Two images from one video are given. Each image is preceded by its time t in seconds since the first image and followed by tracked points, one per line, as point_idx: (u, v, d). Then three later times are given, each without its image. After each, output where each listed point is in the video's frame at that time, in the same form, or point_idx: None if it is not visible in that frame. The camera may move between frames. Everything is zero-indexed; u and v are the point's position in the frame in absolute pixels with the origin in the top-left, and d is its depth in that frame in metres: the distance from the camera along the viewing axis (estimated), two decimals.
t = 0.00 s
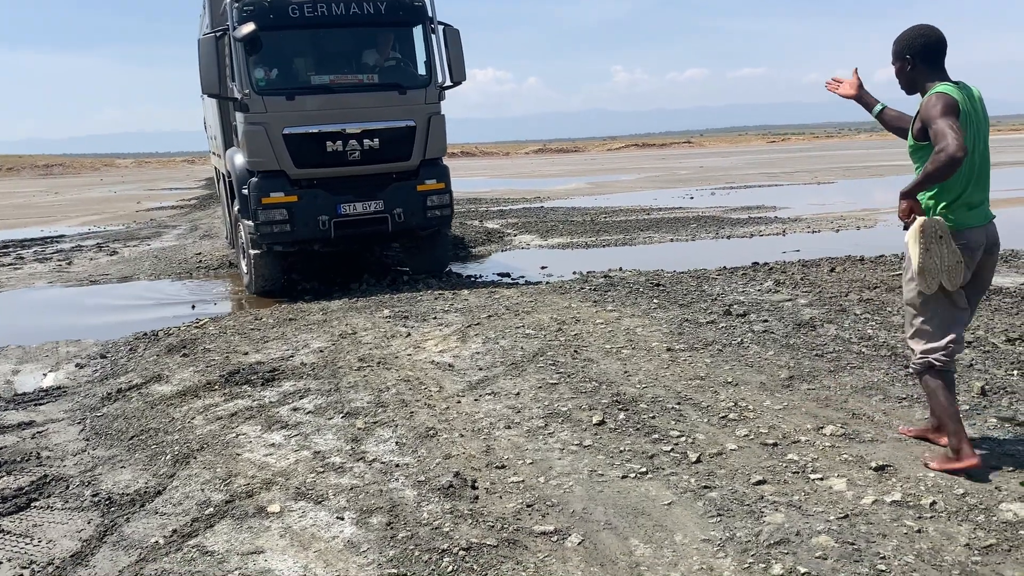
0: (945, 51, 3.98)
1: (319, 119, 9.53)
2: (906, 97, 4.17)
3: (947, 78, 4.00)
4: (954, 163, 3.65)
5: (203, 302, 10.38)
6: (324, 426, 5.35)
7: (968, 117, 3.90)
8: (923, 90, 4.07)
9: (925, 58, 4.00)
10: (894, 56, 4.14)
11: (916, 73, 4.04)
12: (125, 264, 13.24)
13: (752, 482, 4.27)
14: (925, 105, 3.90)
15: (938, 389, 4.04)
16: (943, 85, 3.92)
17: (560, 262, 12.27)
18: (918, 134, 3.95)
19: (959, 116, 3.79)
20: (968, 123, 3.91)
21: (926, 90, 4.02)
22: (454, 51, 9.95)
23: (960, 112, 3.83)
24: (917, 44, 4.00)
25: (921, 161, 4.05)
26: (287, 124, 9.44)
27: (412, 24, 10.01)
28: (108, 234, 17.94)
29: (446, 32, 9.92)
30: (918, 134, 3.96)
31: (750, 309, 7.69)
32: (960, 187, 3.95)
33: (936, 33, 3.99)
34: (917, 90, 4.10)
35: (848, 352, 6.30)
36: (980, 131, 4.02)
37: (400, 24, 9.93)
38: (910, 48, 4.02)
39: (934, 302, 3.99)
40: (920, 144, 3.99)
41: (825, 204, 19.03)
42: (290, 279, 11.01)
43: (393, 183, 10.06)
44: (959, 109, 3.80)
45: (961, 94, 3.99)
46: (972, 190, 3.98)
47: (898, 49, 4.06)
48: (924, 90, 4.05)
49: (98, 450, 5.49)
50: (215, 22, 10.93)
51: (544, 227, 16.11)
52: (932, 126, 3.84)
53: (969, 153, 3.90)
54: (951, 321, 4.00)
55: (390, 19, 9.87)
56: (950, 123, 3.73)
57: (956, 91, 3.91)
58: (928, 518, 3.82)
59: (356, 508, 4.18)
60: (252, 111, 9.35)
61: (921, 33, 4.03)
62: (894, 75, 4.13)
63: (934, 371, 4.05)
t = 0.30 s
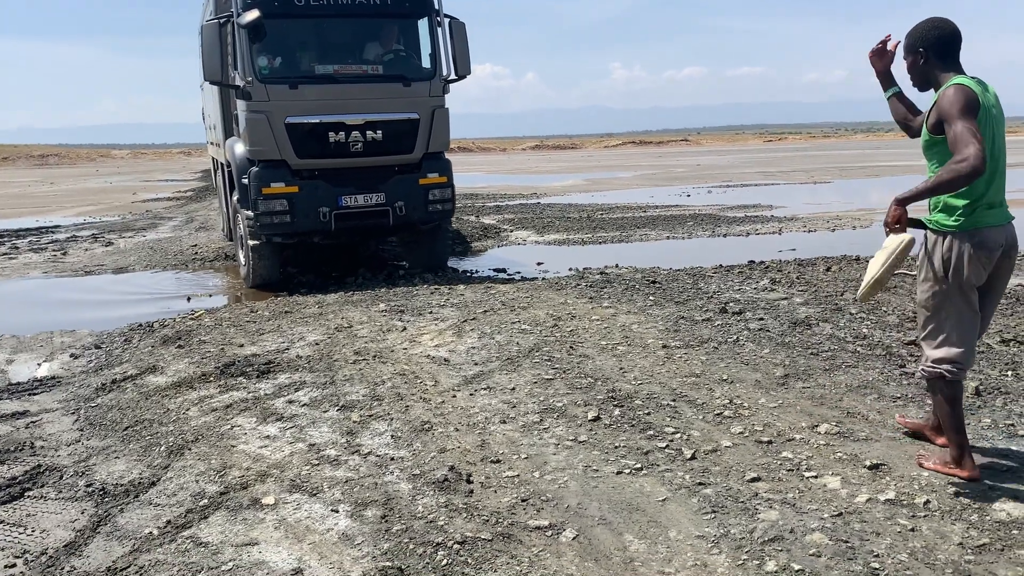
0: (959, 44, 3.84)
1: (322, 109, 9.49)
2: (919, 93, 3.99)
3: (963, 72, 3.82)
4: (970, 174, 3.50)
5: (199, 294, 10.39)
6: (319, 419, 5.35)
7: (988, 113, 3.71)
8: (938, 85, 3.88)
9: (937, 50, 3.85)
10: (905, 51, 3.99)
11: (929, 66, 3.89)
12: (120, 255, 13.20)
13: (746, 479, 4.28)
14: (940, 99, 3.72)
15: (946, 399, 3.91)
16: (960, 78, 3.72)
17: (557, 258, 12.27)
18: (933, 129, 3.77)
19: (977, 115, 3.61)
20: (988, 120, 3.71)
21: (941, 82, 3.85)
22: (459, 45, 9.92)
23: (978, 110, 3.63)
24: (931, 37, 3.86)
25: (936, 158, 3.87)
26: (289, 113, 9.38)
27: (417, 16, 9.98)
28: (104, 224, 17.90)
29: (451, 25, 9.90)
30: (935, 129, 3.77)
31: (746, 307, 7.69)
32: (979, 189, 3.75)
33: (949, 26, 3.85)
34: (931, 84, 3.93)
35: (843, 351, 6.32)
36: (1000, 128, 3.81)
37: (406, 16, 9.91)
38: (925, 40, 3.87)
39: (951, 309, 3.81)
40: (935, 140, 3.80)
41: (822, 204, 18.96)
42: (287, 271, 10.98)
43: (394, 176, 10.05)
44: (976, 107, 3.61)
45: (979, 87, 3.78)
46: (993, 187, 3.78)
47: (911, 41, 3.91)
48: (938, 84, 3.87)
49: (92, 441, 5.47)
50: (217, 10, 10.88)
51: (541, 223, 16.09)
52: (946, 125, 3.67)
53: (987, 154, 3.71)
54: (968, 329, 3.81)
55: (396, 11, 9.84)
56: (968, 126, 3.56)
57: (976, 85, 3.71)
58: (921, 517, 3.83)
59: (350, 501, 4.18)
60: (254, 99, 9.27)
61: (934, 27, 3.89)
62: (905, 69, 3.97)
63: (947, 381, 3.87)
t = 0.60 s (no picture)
0: (975, 36, 3.73)
1: (323, 100, 9.44)
2: (933, 88, 3.88)
3: (978, 65, 3.73)
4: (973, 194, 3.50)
5: (191, 287, 10.36)
6: (313, 413, 5.33)
7: (998, 113, 3.62)
8: (952, 78, 3.78)
9: (953, 42, 3.74)
10: (919, 44, 3.87)
11: (944, 59, 3.77)
12: (113, 247, 13.14)
13: (739, 478, 4.28)
14: (947, 97, 3.64)
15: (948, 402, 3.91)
16: (970, 76, 3.62)
17: (552, 255, 12.27)
18: (939, 128, 3.70)
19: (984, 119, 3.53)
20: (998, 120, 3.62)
21: (957, 75, 3.73)
22: (462, 37, 9.89)
23: (986, 110, 3.54)
24: (945, 29, 3.75)
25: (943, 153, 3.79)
26: (290, 103, 9.32)
27: (421, 7, 9.94)
28: (97, 216, 17.81)
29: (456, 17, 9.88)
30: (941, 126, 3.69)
31: (740, 306, 7.71)
32: (988, 190, 3.69)
33: (965, 17, 3.74)
34: (945, 78, 3.82)
35: (836, 350, 6.33)
36: (1015, 125, 3.70)
37: (409, 7, 9.87)
38: (938, 32, 3.76)
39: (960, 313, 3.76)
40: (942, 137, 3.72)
41: (815, 204, 19.02)
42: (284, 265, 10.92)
43: (396, 169, 10.02)
44: (982, 108, 3.53)
45: (992, 81, 3.67)
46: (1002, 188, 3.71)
47: (924, 34, 3.80)
48: (953, 77, 3.77)
49: (84, 433, 5.45)
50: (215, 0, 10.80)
51: (535, 220, 16.09)
52: (952, 129, 3.60)
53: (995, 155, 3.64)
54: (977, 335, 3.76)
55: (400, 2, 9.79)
56: (972, 136, 3.51)
57: (987, 83, 3.61)
58: (914, 516, 3.84)
59: (344, 496, 4.17)
60: (253, 88, 9.19)
61: (949, 18, 3.78)
62: (920, 62, 3.87)
63: (950, 387, 3.87)
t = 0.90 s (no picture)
0: (991, 36, 3.67)
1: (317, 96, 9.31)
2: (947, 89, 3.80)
3: (993, 66, 3.66)
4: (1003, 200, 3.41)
5: (180, 284, 10.32)
6: (303, 410, 5.32)
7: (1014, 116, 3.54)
8: (967, 79, 3.71)
9: (969, 41, 3.67)
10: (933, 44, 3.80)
11: (960, 58, 3.70)
12: (102, 244, 13.06)
13: (730, 476, 4.30)
14: (963, 100, 3.54)
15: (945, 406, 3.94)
16: (987, 78, 3.54)
17: (543, 253, 12.27)
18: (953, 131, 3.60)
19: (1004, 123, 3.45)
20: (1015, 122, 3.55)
21: (974, 75, 3.66)
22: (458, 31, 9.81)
23: (1005, 113, 3.46)
24: (961, 28, 3.67)
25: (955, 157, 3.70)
26: (282, 100, 9.20)
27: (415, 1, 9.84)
28: (86, 212, 17.70)
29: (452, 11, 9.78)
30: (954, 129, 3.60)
31: (730, 305, 7.73)
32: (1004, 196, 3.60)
33: (981, 17, 3.67)
34: (960, 78, 3.74)
35: (826, 349, 6.37)
36: None
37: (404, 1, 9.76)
38: (954, 32, 3.69)
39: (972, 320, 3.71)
40: (956, 140, 3.63)
41: (804, 203, 19.11)
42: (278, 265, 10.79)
43: (392, 166, 9.89)
44: (1001, 111, 3.45)
45: (1008, 84, 3.59)
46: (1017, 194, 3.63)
47: (940, 34, 3.72)
48: (969, 78, 3.70)
49: (73, 430, 5.42)
50: None
51: (527, 218, 16.09)
52: (970, 134, 3.50)
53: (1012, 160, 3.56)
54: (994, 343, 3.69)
55: None
56: (994, 141, 3.42)
57: (1003, 85, 3.53)
58: (903, 515, 3.87)
59: (335, 493, 4.16)
60: (245, 86, 9.07)
61: (964, 17, 3.70)
62: (934, 62, 3.79)
63: (945, 390, 3.91)
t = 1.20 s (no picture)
0: (1014, 32, 3.62)
1: (310, 100, 9.09)
2: (970, 86, 3.75)
3: (1018, 62, 3.61)
4: None
5: (168, 284, 10.29)
6: (293, 409, 5.31)
7: None
8: (991, 76, 3.65)
9: (992, 38, 3.62)
10: (953, 41, 3.75)
11: (983, 55, 3.65)
12: (90, 244, 12.99)
13: (719, 472, 4.33)
14: (990, 98, 3.51)
15: (948, 408, 3.98)
16: (1013, 74, 3.49)
17: (533, 251, 12.28)
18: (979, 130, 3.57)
19: None
20: None
21: (998, 71, 3.60)
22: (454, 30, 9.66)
23: None
24: (985, 24, 3.62)
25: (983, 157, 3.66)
26: (274, 105, 8.99)
27: None
28: (73, 212, 17.60)
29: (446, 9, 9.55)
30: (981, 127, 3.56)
31: (719, 302, 7.77)
32: None
33: (1004, 12, 3.63)
34: (983, 75, 3.69)
35: (814, 346, 6.41)
36: None
37: None
38: (977, 27, 3.64)
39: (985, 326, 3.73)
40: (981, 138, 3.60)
41: (792, 200, 19.21)
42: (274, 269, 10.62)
43: (390, 171, 9.67)
44: None
45: None
46: None
47: (963, 30, 3.65)
48: (993, 74, 3.63)
49: (62, 431, 5.40)
50: None
51: (516, 217, 16.10)
52: (995, 133, 3.48)
53: None
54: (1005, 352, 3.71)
55: None
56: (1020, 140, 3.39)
57: None
58: (890, 509, 3.90)
59: (325, 492, 4.17)
60: (235, 91, 8.88)
61: (987, 13, 3.65)
62: (956, 59, 3.73)
63: (954, 391, 3.94)
